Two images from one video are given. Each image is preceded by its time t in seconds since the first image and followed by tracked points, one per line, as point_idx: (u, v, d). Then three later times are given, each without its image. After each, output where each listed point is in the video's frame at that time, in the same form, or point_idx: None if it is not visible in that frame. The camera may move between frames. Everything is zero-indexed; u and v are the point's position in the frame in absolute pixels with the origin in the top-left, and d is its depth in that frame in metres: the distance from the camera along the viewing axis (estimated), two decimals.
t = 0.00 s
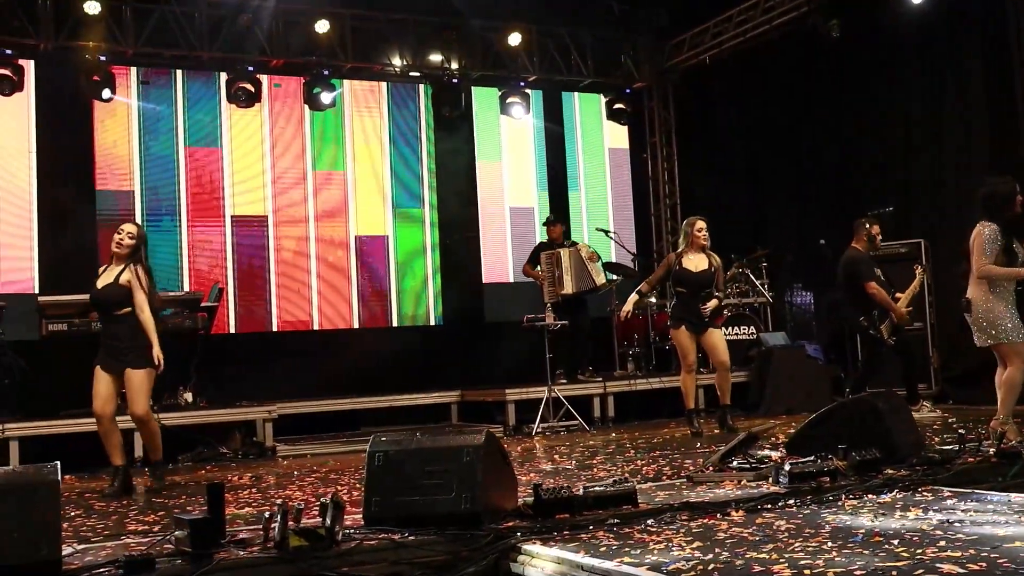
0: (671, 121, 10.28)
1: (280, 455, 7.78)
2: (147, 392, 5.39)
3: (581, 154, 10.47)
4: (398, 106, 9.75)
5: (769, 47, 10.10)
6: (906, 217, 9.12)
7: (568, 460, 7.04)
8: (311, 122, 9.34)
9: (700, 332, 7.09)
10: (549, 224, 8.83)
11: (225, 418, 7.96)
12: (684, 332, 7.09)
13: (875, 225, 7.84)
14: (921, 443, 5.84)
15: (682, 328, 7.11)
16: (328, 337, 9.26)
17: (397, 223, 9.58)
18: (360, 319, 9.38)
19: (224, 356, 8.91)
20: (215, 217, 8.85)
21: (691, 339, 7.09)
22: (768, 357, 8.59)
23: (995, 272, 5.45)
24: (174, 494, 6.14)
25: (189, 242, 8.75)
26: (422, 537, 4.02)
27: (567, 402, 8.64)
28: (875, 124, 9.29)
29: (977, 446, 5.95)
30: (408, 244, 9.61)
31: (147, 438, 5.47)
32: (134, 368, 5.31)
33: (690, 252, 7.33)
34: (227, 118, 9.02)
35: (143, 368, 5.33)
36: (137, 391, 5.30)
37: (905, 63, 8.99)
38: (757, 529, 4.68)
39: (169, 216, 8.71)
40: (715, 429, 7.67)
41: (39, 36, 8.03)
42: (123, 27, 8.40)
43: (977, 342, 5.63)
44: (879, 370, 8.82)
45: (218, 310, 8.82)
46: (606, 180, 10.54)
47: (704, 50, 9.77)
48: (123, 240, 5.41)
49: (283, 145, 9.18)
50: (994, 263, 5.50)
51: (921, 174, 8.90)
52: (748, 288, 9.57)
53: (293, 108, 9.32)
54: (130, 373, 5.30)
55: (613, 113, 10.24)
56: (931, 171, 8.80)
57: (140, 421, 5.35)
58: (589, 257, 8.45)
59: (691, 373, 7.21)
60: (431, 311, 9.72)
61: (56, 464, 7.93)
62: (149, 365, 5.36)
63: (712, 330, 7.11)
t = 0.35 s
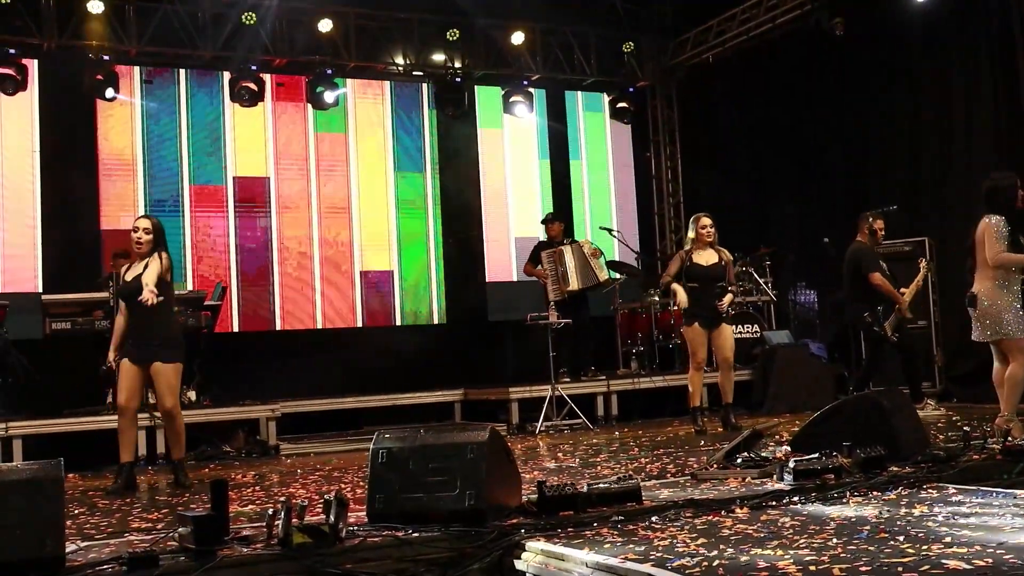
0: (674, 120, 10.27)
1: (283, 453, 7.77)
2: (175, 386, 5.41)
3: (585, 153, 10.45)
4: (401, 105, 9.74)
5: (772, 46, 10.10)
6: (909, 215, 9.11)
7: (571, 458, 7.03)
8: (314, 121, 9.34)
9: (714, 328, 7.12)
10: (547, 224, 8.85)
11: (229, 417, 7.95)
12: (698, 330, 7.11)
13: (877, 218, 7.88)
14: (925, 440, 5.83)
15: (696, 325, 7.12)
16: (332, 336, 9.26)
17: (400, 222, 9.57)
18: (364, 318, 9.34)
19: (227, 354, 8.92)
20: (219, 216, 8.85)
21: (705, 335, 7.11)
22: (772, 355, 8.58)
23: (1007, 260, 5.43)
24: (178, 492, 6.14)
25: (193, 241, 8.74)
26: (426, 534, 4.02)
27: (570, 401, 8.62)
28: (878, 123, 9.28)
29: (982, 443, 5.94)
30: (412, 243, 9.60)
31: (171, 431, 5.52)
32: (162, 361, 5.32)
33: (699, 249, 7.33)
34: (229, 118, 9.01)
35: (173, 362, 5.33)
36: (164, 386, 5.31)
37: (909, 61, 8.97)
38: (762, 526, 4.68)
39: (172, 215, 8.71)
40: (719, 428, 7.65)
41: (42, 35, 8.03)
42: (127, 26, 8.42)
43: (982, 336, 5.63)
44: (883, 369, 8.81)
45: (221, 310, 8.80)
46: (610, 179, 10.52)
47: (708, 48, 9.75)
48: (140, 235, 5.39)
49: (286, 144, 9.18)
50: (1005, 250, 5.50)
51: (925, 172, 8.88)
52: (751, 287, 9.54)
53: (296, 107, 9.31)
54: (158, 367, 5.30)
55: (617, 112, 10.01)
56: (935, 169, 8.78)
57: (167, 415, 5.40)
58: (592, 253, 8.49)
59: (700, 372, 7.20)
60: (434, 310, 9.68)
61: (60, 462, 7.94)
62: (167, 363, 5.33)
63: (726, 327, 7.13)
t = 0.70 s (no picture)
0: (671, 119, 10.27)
1: (279, 452, 7.77)
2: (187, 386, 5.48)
3: (581, 152, 10.44)
4: (397, 104, 9.73)
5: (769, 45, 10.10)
6: (905, 214, 9.11)
7: (567, 457, 7.03)
8: (311, 120, 9.33)
9: (724, 325, 7.11)
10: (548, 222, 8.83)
11: (224, 416, 7.95)
12: (707, 328, 7.08)
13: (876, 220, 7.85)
14: (920, 438, 5.83)
15: (705, 325, 7.10)
16: (328, 335, 9.25)
17: (397, 221, 9.55)
18: (360, 317, 9.32)
19: (223, 352, 8.91)
20: (215, 214, 8.84)
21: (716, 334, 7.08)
22: (769, 354, 8.58)
23: None
24: (173, 490, 6.14)
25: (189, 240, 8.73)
26: (419, 531, 4.01)
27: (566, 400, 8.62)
28: (875, 122, 9.28)
29: (977, 441, 5.93)
30: (409, 242, 9.58)
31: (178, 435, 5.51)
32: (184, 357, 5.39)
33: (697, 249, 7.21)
34: (226, 117, 9.01)
35: (195, 359, 5.43)
36: (189, 382, 5.38)
37: (906, 61, 8.97)
38: (756, 523, 4.68)
39: (168, 214, 8.69)
40: (715, 426, 7.65)
41: (39, 34, 8.02)
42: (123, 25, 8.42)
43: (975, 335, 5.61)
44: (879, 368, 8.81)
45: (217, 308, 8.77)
46: (607, 178, 10.51)
47: (705, 47, 9.70)
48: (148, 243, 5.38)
49: (283, 143, 9.17)
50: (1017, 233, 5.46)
51: (921, 172, 8.88)
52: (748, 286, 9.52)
53: (293, 105, 9.31)
54: (183, 363, 5.35)
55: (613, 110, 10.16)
56: (933, 168, 8.77)
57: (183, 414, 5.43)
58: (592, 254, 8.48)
59: (707, 372, 7.17)
60: (431, 309, 9.67)
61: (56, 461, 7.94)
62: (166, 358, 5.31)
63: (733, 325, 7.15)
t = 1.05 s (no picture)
0: (660, 119, 10.28)
1: (265, 450, 7.75)
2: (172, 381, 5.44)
3: (570, 151, 10.44)
4: (386, 103, 9.72)
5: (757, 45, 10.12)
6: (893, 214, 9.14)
7: (553, 455, 7.02)
8: (298, 119, 9.31)
9: (712, 322, 7.13)
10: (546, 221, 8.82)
11: (211, 414, 7.92)
12: (696, 325, 7.08)
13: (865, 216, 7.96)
14: (904, 435, 5.84)
15: (694, 321, 7.09)
16: (316, 334, 9.24)
17: (384, 220, 9.55)
18: (348, 316, 9.33)
19: (211, 351, 8.89)
20: (202, 212, 8.83)
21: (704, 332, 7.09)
22: (756, 353, 8.58)
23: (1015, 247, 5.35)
24: (158, 487, 6.11)
25: (177, 238, 8.72)
26: (401, 527, 3.99)
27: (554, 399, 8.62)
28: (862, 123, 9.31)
29: (961, 439, 5.95)
30: (397, 241, 9.59)
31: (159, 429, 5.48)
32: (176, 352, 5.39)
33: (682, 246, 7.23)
34: (214, 115, 8.99)
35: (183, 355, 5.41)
36: (176, 377, 5.36)
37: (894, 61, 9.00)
38: (739, 519, 4.68)
39: (156, 212, 8.68)
40: (702, 425, 7.65)
41: (25, 32, 7.99)
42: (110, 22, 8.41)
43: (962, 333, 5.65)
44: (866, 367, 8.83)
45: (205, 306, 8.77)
46: (596, 177, 10.51)
47: (694, 47, 9.70)
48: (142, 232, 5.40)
49: (271, 141, 9.16)
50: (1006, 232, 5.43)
51: (908, 172, 8.91)
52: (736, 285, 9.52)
53: (281, 104, 9.29)
54: (174, 357, 5.35)
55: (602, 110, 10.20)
56: (920, 168, 8.79)
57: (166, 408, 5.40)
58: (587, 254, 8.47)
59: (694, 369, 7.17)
60: (418, 308, 9.64)
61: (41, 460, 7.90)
62: (149, 352, 5.25)
63: (719, 322, 7.18)
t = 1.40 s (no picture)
0: (642, 118, 10.31)
1: (244, 448, 7.72)
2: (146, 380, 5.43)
3: (552, 149, 10.42)
4: (369, 101, 9.67)
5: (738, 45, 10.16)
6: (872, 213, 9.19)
7: (532, 452, 7.02)
8: (279, 116, 9.27)
9: (689, 322, 7.15)
10: (531, 218, 8.77)
11: (190, 412, 7.89)
12: (671, 326, 7.06)
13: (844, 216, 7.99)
14: (879, 431, 5.86)
15: (669, 322, 7.08)
16: (296, 332, 9.21)
17: (366, 218, 9.50)
18: (328, 314, 9.28)
19: (190, 349, 8.86)
20: (182, 209, 8.79)
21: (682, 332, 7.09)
22: (736, 351, 8.59)
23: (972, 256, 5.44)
24: (133, 484, 6.07)
25: (157, 236, 8.67)
26: (375, 521, 3.94)
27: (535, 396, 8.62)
28: (842, 123, 9.36)
29: (936, 435, 5.97)
30: (378, 239, 9.54)
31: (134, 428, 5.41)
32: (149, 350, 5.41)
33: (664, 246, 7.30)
34: (194, 112, 8.94)
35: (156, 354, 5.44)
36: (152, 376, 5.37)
37: (873, 61, 9.04)
38: (712, 513, 4.68)
39: (135, 210, 8.63)
40: (681, 423, 7.66)
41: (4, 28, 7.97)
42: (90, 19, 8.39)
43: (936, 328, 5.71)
44: (845, 365, 8.86)
45: (184, 304, 8.73)
46: (577, 176, 10.49)
47: (675, 46, 9.79)
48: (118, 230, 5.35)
49: (251, 139, 9.11)
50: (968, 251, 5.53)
51: (888, 171, 8.95)
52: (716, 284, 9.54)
53: (262, 102, 9.25)
54: (150, 356, 5.37)
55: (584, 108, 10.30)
56: (899, 167, 8.84)
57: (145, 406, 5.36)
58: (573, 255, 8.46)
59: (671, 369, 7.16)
60: (400, 307, 9.59)
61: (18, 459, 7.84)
62: (129, 352, 5.25)
63: (695, 322, 7.20)
